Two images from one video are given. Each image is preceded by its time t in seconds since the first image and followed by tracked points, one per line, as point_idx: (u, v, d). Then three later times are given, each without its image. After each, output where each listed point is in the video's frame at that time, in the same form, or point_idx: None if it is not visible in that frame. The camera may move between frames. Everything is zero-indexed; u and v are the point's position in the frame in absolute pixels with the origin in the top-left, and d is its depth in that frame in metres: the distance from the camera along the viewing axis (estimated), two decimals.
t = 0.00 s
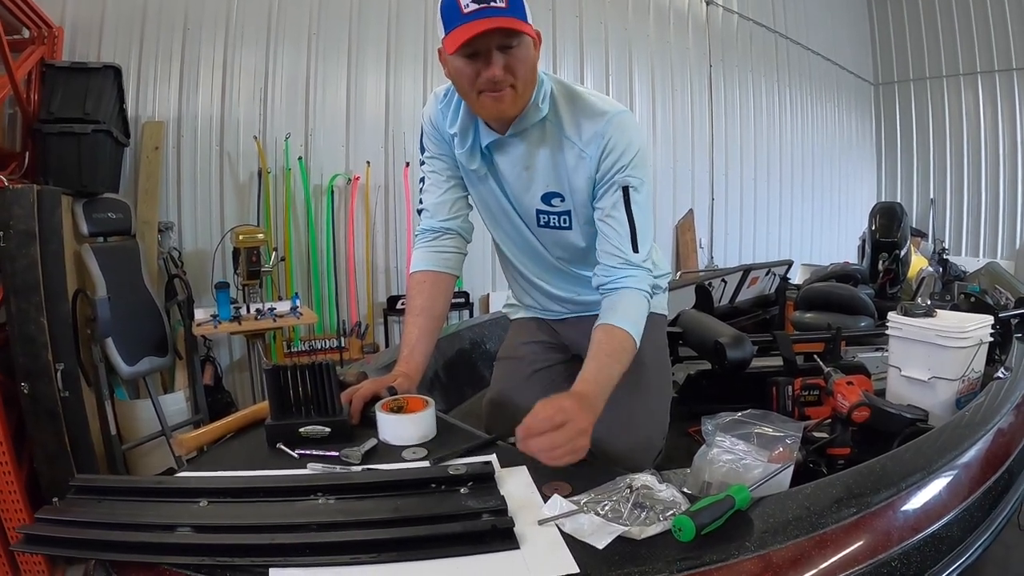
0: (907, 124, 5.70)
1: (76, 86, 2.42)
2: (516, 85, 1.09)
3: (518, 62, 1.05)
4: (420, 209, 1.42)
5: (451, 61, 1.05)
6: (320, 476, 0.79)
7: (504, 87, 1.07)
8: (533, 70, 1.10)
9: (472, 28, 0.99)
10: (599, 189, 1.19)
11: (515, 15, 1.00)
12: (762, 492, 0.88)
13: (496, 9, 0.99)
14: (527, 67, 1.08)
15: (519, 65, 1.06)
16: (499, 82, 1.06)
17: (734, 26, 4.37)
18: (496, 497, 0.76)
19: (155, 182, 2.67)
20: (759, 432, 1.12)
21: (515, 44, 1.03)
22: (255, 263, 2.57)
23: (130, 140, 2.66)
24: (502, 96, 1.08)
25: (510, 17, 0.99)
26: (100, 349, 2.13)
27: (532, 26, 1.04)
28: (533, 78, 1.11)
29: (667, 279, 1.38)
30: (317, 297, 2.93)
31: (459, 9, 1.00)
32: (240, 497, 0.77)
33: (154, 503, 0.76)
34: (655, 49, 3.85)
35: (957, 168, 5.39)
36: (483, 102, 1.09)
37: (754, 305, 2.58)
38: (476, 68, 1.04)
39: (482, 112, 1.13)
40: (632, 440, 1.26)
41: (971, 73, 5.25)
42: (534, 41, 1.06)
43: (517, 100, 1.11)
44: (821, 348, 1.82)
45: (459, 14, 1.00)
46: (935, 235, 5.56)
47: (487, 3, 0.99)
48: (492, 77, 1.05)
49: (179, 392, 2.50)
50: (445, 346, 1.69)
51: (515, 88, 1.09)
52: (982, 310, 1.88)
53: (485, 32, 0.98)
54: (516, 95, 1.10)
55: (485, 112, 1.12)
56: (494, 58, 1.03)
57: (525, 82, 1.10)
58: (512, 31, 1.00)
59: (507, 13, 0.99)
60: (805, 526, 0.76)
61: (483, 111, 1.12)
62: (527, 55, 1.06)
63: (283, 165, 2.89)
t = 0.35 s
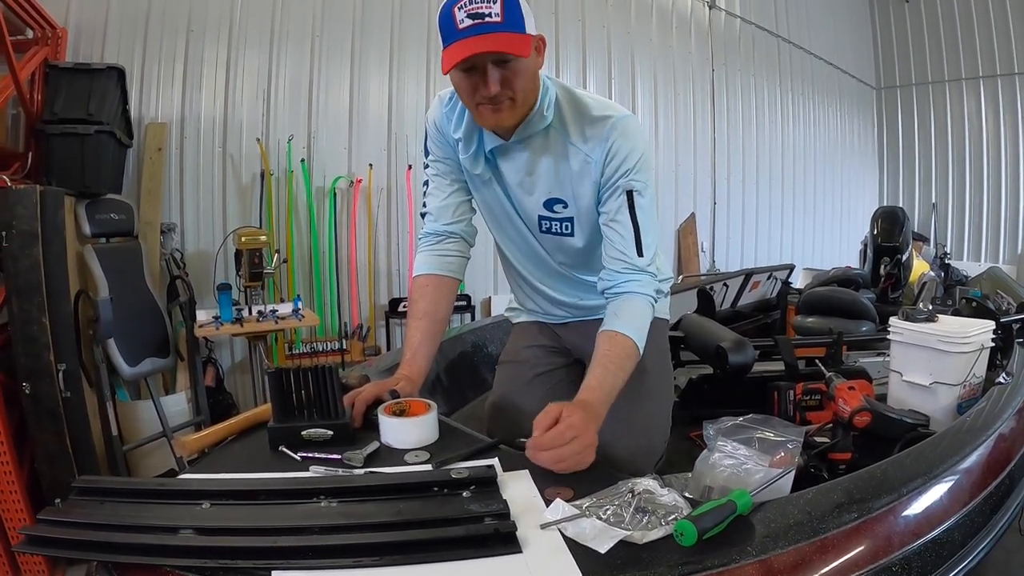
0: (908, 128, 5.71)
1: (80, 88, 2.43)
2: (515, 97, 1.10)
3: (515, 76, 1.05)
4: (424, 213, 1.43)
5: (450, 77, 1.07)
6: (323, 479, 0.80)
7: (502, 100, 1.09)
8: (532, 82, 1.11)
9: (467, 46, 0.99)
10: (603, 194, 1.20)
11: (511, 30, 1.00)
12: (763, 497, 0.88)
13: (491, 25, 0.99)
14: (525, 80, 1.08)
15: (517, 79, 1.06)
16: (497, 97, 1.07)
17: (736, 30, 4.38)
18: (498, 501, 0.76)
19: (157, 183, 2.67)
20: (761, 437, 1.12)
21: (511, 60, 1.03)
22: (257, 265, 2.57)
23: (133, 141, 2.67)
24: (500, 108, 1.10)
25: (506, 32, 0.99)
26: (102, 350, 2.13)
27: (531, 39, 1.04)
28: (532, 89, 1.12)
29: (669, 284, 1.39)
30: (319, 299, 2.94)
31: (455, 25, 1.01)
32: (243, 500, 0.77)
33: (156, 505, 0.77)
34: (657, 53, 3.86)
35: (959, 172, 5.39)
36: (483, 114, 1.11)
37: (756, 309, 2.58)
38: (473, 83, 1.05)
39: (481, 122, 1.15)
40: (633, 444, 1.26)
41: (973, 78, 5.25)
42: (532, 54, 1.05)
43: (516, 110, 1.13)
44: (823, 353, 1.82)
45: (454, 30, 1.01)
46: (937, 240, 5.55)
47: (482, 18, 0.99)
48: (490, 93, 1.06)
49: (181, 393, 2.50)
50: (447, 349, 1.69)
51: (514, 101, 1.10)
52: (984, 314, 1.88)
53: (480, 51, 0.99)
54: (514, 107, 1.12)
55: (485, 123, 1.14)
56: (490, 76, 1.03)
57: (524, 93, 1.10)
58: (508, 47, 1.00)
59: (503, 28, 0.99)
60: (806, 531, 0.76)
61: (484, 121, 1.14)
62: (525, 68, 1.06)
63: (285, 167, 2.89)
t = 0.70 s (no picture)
0: (907, 130, 5.72)
1: (80, 88, 2.44)
2: (513, 103, 1.10)
3: (514, 81, 1.06)
4: (424, 215, 1.43)
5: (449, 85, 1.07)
6: (323, 481, 0.80)
7: (501, 105, 1.09)
8: (531, 85, 1.11)
9: (463, 55, 0.99)
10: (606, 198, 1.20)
11: (507, 35, 1.00)
12: (762, 499, 0.89)
13: (486, 32, 0.99)
14: (524, 83, 1.08)
15: (514, 84, 1.06)
16: (496, 103, 1.08)
17: (736, 32, 4.39)
18: (498, 503, 0.76)
19: (157, 184, 2.68)
20: (759, 439, 1.12)
21: (509, 65, 1.03)
22: (257, 266, 2.57)
23: (133, 141, 2.67)
24: (499, 113, 1.11)
25: (501, 39, 0.99)
26: (101, 350, 2.13)
27: (527, 43, 1.04)
28: (530, 92, 1.12)
29: (669, 286, 1.39)
30: (318, 300, 2.94)
31: (451, 33, 1.01)
32: (243, 501, 0.77)
33: (156, 506, 0.77)
34: (657, 55, 3.87)
35: (958, 175, 5.40)
36: (483, 120, 1.12)
37: (755, 311, 2.59)
38: (472, 90, 1.06)
39: (482, 127, 1.16)
40: (633, 446, 1.26)
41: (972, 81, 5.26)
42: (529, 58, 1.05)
43: (516, 115, 1.13)
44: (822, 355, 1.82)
45: (451, 38, 1.01)
46: (936, 242, 5.56)
47: (478, 26, 0.99)
48: (488, 100, 1.06)
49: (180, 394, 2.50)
50: (447, 351, 1.69)
51: (513, 105, 1.11)
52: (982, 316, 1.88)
53: (477, 61, 0.99)
54: (514, 111, 1.12)
55: (485, 128, 1.14)
56: (489, 82, 1.04)
57: (522, 98, 1.11)
58: (505, 53, 1.00)
59: (499, 34, 0.99)
60: (805, 532, 0.76)
61: (484, 127, 1.15)
62: (522, 73, 1.06)
63: (285, 168, 2.90)
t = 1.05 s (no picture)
0: (907, 131, 5.72)
1: (81, 88, 2.44)
2: (522, 103, 1.11)
3: (521, 81, 1.06)
4: (424, 215, 1.43)
5: (455, 86, 1.07)
6: (323, 481, 0.80)
7: (510, 106, 1.09)
8: (536, 85, 1.12)
9: (471, 54, 0.99)
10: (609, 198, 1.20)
11: (514, 33, 1.00)
12: (761, 500, 0.89)
13: (493, 30, 0.99)
14: (531, 83, 1.09)
15: (522, 83, 1.07)
16: (505, 103, 1.08)
17: (737, 33, 4.39)
18: (498, 503, 0.76)
19: (158, 184, 2.68)
20: (759, 440, 1.12)
21: (517, 64, 1.03)
22: (257, 266, 2.57)
23: (133, 141, 2.67)
24: (508, 114, 1.11)
25: (508, 36, 1.00)
26: (101, 350, 2.12)
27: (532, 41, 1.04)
28: (536, 93, 1.13)
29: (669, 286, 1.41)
30: (318, 300, 2.94)
31: (458, 34, 1.01)
32: (243, 501, 0.78)
33: (157, 506, 0.77)
34: (657, 55, 3.87)
35: (958, 176, 5.40)
36: (490, 121, 1.12)
37: (755, 312, 2.59)
38: (480, 90, 1.06)
39: (489, 129, 1.16)
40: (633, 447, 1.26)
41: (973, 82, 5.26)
42: (535, 57, 1.05)
43: (524, 116, 1.14)
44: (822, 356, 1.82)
45: (458, 38, 1.01)
46: (936, 243, 5.56)
47: (485, 24, 0.99)
48: (498, 100, 1.07)
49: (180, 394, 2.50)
50: (447, 352, 1.69)
51: (521, 106, 1.11)
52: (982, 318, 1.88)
53: (486, 60, 0.99)
54: (521, 113, 1.13)
55: (493, 130, 1.14)
56: (498, 82, 1.04)
57: (530, 98, 1.11)
58: (513, 51, 1.00)
59: (506, 32, 0.99)
60: (804, 533, 0.76)
61: (492, 129, 1.15)
62: (529, 72, 1.06)
63: (285, 168, 2.90)
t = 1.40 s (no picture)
0: (907, 131, 5.72)
1: (80, 88, 2.44)
2: (518, 103, 1.10)
3: (518, 82, 1.07)
4: (424, 216, 1.43)
5: (452, 85, 1.07)
6: (324, 482, 0.80)
7: (506, 106, 1.10)
8: (533, 86, 1.12)
9: (467, 55, 1.00)
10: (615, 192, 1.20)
11: (511, 35, 1.00)
12: (761, 500, 0.89)
13: (490, 31, 0.99)
14: (527, 84, 1.09)
15: (519, 85, 1.07)
16: (501, 103, 1.08)
17: (736, 33, 4.39)
18: (498, 504, 0.76)
19: (157, 184, 2.68)
20: (759, 440, 1.12)
21: (513, 65, 1.03)
22: (257, 266, 2.57)
23: (133, 142, 2.67)
24: (504, 114, 1.11)
25: (505, 38, 0.99)
26: (101, 351, 2.12)
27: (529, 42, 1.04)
28: (533, 93, 1.13)
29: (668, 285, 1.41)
30: (318, 300, 2.94)
31: (455, 33, 1.01)
32: (243, 502, 0.78)
33: (156, 507, 0.77)
34: (657, 55, 3.87)
35: (958, 175, 5.41)
36: (486, 120, 1.12)
37: (755, 312, 2.59)
38: (477, 89, 1.06)
39: (485, 129, 1.16)
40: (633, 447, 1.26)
41: (972, 82, 5.26)
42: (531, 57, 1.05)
43: (519, 116, 1.14)
44: (822, 356, 1.82)
45: (454, 38, 1.01)
46: (936, 243, 5.56)
47: (482, 25, 0.99)
48: (493, 100, 1.07)
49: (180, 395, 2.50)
50: (446, 352, 1.69)
51: (517, 106, 1.11)
52: (982, 317, 1.88)
53: (482, 61, 0.99)
54: (518, 113, 1.12)
55: (489, 129, 1.14)
56: (494, 83, 1.04)
57: (526, 98, 1.11)
58: (509, 53, 1.00)
59: (503, 33, 0.99)
60: (805, 534, 0.76)
61: (486, 127, 1.14)
62: (525, 73, 1.07)
63: (285, 169, 2.90)
